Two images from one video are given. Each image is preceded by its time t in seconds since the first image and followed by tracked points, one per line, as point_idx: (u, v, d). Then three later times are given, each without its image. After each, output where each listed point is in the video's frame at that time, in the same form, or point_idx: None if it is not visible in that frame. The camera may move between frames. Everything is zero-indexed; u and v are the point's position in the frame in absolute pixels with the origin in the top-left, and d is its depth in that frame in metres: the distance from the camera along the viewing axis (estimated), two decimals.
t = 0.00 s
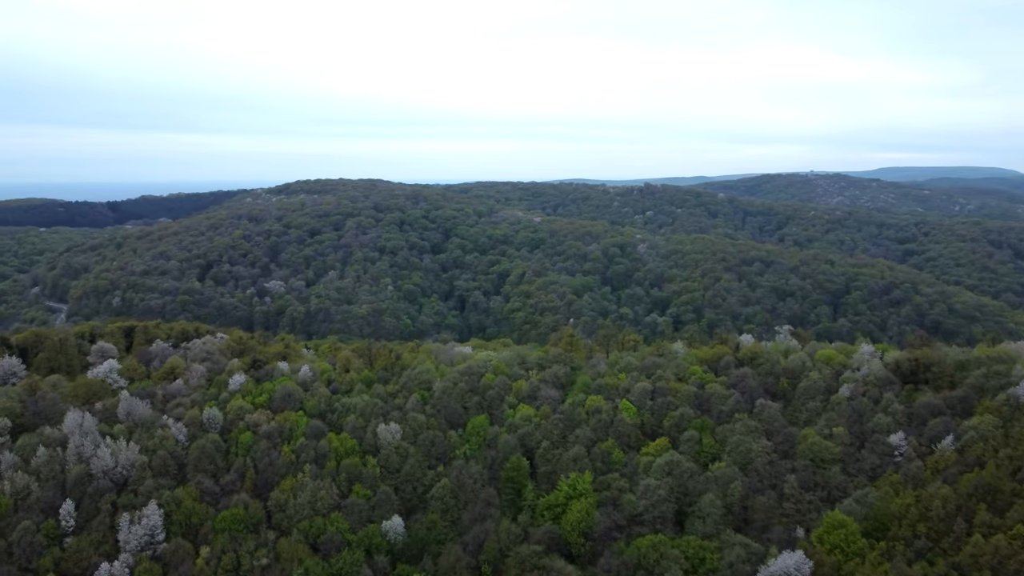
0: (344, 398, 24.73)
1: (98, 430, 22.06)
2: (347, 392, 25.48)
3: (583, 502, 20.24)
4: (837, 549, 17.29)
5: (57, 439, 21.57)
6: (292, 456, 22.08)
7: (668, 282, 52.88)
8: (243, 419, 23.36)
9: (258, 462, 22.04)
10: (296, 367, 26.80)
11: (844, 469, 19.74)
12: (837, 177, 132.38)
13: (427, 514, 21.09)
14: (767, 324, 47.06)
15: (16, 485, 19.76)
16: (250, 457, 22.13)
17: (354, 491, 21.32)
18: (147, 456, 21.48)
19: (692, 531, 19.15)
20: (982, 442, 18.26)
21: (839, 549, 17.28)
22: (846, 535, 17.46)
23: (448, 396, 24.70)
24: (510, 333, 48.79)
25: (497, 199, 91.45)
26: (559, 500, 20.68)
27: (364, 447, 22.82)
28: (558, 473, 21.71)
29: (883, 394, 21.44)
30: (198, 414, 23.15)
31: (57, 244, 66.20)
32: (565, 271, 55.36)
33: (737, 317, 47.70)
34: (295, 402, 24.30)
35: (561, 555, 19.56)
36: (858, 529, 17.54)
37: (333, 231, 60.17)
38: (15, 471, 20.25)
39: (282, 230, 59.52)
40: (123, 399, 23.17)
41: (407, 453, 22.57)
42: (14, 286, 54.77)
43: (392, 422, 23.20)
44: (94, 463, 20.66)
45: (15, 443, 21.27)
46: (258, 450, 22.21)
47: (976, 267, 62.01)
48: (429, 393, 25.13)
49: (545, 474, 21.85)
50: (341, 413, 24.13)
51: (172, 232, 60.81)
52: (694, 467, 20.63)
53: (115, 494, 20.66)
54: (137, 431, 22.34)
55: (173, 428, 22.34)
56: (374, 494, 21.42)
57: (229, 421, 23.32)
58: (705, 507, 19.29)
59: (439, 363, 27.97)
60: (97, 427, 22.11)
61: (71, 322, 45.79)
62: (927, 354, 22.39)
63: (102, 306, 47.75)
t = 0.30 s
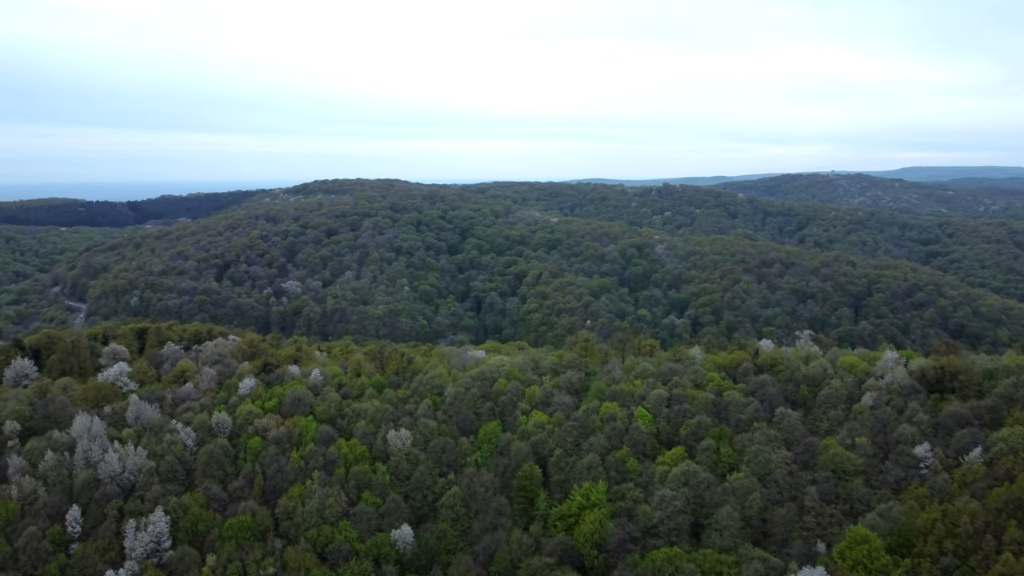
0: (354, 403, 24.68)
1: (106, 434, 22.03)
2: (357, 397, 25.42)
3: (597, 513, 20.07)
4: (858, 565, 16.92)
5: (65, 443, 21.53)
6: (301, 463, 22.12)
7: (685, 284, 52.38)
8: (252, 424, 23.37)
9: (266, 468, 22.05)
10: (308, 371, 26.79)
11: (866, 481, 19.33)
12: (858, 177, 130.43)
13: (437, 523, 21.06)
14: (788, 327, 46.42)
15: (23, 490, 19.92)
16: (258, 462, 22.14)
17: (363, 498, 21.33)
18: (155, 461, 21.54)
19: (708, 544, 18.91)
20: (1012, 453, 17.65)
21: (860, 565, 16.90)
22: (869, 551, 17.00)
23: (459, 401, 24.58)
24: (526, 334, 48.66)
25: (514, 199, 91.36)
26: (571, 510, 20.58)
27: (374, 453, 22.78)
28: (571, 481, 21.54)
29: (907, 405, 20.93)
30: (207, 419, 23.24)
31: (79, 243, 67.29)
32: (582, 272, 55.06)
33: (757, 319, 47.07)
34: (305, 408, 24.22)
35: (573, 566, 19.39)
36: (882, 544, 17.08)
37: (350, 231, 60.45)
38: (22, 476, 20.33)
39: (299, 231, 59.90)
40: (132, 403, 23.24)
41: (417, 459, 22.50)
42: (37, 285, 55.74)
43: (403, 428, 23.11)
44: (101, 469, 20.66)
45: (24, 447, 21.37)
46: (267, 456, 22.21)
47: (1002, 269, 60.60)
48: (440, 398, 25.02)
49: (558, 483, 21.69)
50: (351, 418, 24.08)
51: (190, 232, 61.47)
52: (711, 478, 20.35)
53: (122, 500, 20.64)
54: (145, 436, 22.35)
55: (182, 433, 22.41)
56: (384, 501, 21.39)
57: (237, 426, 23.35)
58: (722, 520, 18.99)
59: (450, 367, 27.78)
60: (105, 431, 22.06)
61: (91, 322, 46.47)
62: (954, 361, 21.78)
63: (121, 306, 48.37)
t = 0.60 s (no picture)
0: (362, 408, 24.65)
1: (111, 438, 22.09)
2: (366, 402, 25.40)
3: (609, 524, 19.83)
4: None
5: (70, 448, 21.61)
6: (307, 469, 22.08)
7: (701, 285, 51.83)
8: (259, 429, 23.37)
9: (272, 474, 22.07)
10: (316, 375, 26.81)
11: (887, 494, 18.98)
12: (878, 177, 128.62)
13: (445, 533, 20.99)
14: (806, 329, 45.78)
15: (27, 495, 19.87)
16: (264, 469, 22.14)
17: (370, 506, 21.28)
18: (160, 466, 21.52)
19: (724, 557, 18.67)
20: None
21: None
22: (891, 567, 16.54)
23: (469, 407, 24.49)
24: (541, 336, 48.46)
25: (529, 199, 91.20)
26: (582, 521, 20.32)
27: (381, 460, 22.73)
28: (583, 490, 21.36)
29: (930, 414, 20.47)
30: (213, 424, 23.13)
31: (96, 243, 68.15)
32: (597, 273, 54.74)
33: (774, 321, 46.46)
34: (312, 413, 24.19)
35: None
36: (904, 560, 16.63)
37: (364, 231, 60.64)
38: (26, 481, 20.37)
39: (313, 231, 60.21)
40: (138, 407, 23.25)
41: (425, 467, 22.46)
42: (54, 284, 56.49)
43: (411, 435, 23.05)
44: (106, 474, 20.63)
45: (29, 452, 21.43)
46: (273, 462, 22.23)
47: None
48: (450, 404, 24.95)
49: (569, 492, 21.53)
50: (358, 423, 24.07)
51: (205, 231, 61.96)
52: (727, 489, 19.99)
53: (126, 506, 20.60)
54: (151, 441, 22.37)
55: (187, 438, 22.36)
56: (391, 509, 21.30)
57: (244, 431, 23.36)
58: (739, 533, 18.69)
59: (461, 372, 27.67)
60: (111, 436, 22.16)
61: (107, 322, 47.00)
62: (978, 369, 21.25)
63: (136, 306, 48.85)
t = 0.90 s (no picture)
0: (368, 414, 24.54)
1: (114, 443, 22.28)
2: (372, 408, 25.27)
3: (619, 535, 19.64)
4: None
5: (72, 453, 21.83)
6: (311, 477, 21.99)
7: (716, 287, 51.38)
8: (263, 435, 23.37)
9: (275, 481, 21.99)
10: (323, 379, 26.75)
11: (908, 507, 18.55)
12: (895, 177, 126.97)
13: (451, 543, 20.84)
14: (821, 332, 45.19)
15: (28, 502, 20.10)
16: (268, 476, 22.10)
17: (375, 515, 21.14)
18: (163, 472, 21.58)
19: (737, 571, 18.39)
20: None
21: None
22: None
23: (477, 414, 24.33)
24: (553, 338, 48.28)
25: (542, 199, 90.99)
26: (592, 532, 20.09)
27: (386, 468, 22.59)
28: (592, 500, 21.17)
29: (951, 425, 20.00)
30: (217, 429, 23.25)
31: (111, 242, 68.89)
32: (610, 274, 54.45)
33: (789, 323, 45.90)
34: (318, 418, 24.20)
35: None
36: None
37: (376, 231, 60.77)
38: (28, 487, 20.61)
39: (325, 231, 60.43)
40: (142, 412, 23.48)
41: (431, 475, 22.32)
42: (69, 284, 57.17)
43: (417, 442, 22.94)
44: (107, 480, 20.77)
45: (32, 456, 21.67)
46: (277, 469, 22.17)
47: None
48: (457, 410, 24.81)
49: (578, 502, 21.34)
50: (364, 430, 23.96)
51: (218, 232, 62.41)
52: (741, 500, 19.74)
53: (128, 513, 20.74)
54: (154, 446, 22.47)
55: (190, 444, 22.49)
56: (396, 519, 21.18)
57: (248, 436, 23.38)
58: (753, 547, 18.42)
59: (469, 377, 27.51)
60: (114, 441, 22.35)
61: (119, 322, 47.45)
62: (1003, 378, 20.69)
63: (148, 306, 49.30)
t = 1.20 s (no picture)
0: (374, 420, 24.46)
1: (117, 449, 22.31)
2: (379, 413, 25.16)
3: (630, 548, 19.45)
4: None
5: (75, 459, 21.81)
6: (316, 485, 21.94)
7: (730, 288, 50.87)
8: (267, 441, 23.29)
9: (280, 489, 21.94)
10: (329, 383, 26.68)
11: (929, 522, 18.14)
12: (913, 177, 125.29)
13: (458, 554, 20.69)
14: (837, 335, 44.58)
15: (29, 508, 20.13)
16: (272, 483, 22.06)
17: (380, 524, 20.98)
18: (165, 479, 21.63)
19: None
20: None
21: None
22: None
23: (485, 421, 24.19)
24: (565, 340, 48.06)
25: (554, 199, 90.70)
26: (602, 545, 19.92)
27: (392, 476, 22.47)
28: (603, 510, 20.96)
29: (975, 437, 19.52)
30: (221, 435, 23.21)
31: (124, 242, 69.56)
32: (623, 275, 54.10)
33: (805, 326, 45.31)
34: (324, 424, 24.13)
35: None
36: None
37: (388, 232, 60.85)
38: (30, 493, 20.67)
39: (337, 231, 60.60)
40: (146, 417, 23.50)
41: (438, 483, 22.18)
42: (83, 284, 57.79)
43: (424, 449, 22.81)
44: (109, 487, 20.82)
45: (34, 461, 21.72)
46: (281, 477, 22.13)
47: None
48: (465, 417, 24.67)
49: (588, 513, 21.14)
50: (370, 436, 23.89)
51: (231, 232, 62.79)
52: (756, 513, 19.44)
53: (129, 520, 20.75)
54: (157, 452, 22.49)
55: (194, 451, 22.48)
56: (402, 528, 21.02)
57: (253, 442, 23.29)
58: (768, 562, 18.13)
59: (478, 383, 27.29)
60: (117, 446, 22.38)
61: (132, 322, 47.87)
62: None
63: (160, 306, 49.70)
